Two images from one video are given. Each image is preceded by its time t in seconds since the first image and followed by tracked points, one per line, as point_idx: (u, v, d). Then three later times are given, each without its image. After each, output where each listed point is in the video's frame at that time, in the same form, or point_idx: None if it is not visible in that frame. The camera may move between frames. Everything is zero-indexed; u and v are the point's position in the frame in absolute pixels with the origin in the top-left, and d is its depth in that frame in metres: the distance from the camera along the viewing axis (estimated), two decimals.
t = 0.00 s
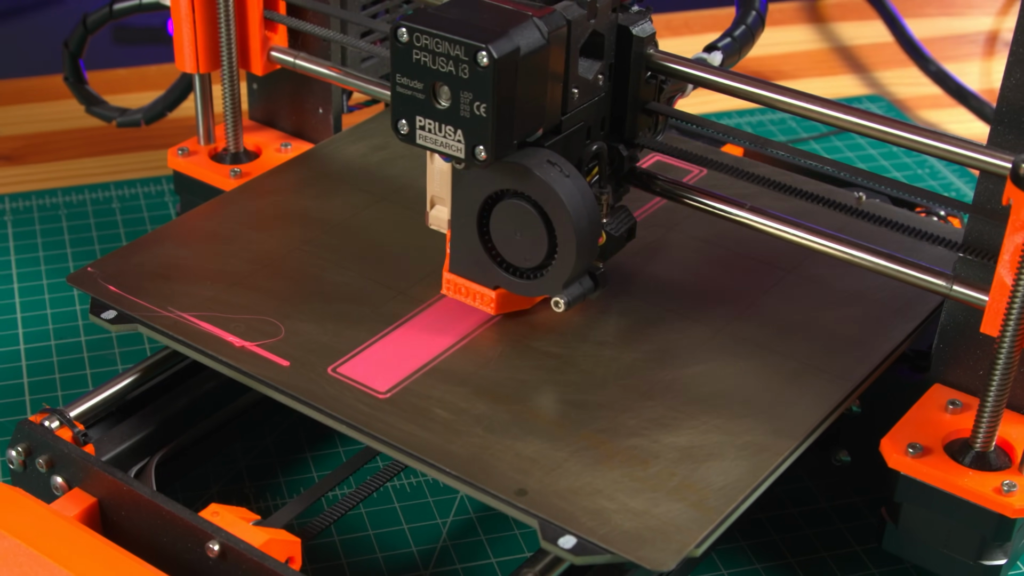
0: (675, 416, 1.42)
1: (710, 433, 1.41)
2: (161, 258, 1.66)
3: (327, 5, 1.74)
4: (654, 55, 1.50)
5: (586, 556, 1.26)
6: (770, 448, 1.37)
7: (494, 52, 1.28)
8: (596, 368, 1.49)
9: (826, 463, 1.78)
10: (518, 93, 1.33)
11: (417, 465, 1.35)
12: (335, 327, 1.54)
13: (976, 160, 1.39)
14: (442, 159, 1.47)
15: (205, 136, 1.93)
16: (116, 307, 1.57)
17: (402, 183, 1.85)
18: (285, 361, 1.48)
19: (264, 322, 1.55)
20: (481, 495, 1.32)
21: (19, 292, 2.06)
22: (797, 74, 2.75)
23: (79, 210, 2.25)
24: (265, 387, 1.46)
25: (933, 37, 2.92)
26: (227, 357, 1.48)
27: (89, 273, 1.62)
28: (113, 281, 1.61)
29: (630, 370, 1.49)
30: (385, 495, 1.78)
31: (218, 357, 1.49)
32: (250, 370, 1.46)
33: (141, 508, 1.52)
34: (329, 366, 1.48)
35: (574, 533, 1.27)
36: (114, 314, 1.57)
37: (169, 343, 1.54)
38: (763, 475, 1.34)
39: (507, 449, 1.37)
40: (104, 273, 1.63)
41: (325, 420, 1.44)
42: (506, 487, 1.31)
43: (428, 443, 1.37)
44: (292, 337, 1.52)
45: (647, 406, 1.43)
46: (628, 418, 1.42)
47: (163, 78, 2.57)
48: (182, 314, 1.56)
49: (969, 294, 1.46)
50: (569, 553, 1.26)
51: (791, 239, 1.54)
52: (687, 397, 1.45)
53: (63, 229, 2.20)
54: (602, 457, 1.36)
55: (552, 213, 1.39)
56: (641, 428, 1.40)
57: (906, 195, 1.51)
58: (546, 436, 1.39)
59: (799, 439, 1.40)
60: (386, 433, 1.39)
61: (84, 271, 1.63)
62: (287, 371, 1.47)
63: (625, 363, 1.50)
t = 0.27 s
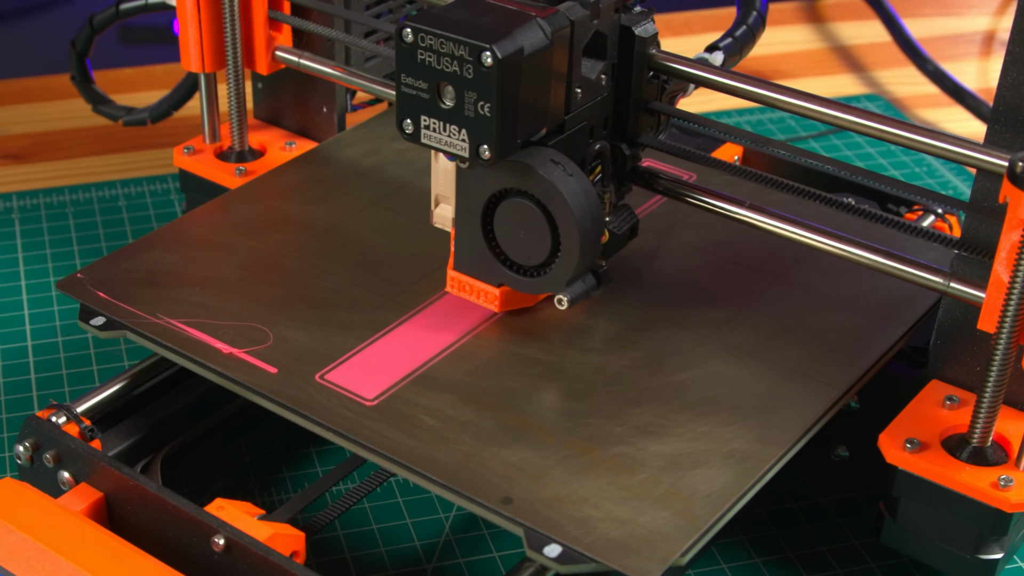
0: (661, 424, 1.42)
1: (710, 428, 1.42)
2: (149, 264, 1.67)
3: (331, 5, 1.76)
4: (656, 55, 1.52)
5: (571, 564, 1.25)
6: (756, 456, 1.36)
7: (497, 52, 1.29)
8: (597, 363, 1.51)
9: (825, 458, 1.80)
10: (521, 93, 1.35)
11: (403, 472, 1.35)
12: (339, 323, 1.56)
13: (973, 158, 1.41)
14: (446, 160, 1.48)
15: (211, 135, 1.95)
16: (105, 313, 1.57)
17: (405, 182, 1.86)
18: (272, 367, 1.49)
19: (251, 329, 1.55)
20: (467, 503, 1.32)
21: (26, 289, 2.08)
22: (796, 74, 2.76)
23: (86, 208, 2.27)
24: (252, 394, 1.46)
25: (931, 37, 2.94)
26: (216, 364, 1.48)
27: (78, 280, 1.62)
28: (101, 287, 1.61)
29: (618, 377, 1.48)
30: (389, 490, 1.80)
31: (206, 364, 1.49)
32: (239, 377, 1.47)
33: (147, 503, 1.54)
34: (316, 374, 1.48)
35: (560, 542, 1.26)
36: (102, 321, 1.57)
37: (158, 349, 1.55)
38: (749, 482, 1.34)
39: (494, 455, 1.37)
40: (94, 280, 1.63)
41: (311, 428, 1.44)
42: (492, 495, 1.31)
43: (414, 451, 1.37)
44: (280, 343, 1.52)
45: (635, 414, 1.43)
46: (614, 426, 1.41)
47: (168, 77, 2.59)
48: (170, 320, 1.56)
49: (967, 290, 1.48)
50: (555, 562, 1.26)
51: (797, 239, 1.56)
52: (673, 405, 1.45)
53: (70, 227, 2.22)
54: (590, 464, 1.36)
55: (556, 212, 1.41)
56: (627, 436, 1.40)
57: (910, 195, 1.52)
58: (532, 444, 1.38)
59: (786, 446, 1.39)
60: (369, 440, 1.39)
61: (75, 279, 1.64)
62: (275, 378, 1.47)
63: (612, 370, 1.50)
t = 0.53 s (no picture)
0: (647, 431, 1.41)
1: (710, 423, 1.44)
2: (139, 270, 1.66)
3: (335, 5, 1.78)
4: (659, 55, 1.54)
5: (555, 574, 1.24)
6: (744, 464, 1.36)
7: (503, 53, 1.31)
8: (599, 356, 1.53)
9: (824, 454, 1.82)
10: (527, 93, 1.36)
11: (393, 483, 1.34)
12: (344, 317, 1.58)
13: (969, 156, 1.43)
14: (451, 159, 1.51)
15: (216, 133, 1.97)
16: (91, 320, 1.57)
17: (408, 180, 1.88)
18: (260, 375, 1.48)
19: (238, 336, 1.54)
20: (453, 512, 1.31)
21: (34, 285, 2.10)
22: (795, 73, 2.78)
23: (93, 206, 2.29)
24: (239, 402, 1.45)
25: (929, 36, 2.95)
26: (203, 372, 1.48)
27: (67, 286, 1.61)
28: (90, 294, 1.61)
29: (603, 385, 1.48)
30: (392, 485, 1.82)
31: (193, 371, 1.48)
32: (225, 386, 1.46)
33: (153, 498, 1.55)
34: (302, 381, 1.47)
35: (545, 552, 1.26)
36: (90, 328, 1.57)
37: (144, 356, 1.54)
38: (734, 491, 1.33)
39: (478, 464, 1.36)
40: (81, 286, 1.62)
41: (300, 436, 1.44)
42: (477, 504, 1.31)
43: (402, 460, 1.37)
44: (267, 350, 1.52)
45: (620, 422, 1.43)
46: (601, 433, 1.41)
47: (174, 77, 2.61)
48: (158, 327, 1.55)
49: (964, 287, 1.50)
50: (539, 572, 1.25)
51: (786, 234, 1.58)
52: (658, 413, 1.44)
53: (77, 224, 2.24)
54: (575, 473, 1.35)
55: (560, 210, 1.43)
56: (612, 444, 1.39)
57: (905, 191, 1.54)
58: (518, 453, 1.38)
59: (772, 454, 1.39)
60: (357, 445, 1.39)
61: (63, 285, 1.63)
62: (261, 386, 1.46)
63: (598, 377, 1.49)
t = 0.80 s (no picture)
0: (637, 438, 1.43)
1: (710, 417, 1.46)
2: (129, 276, 1.68)
3: (340, 5, 1.79)
4: (662, 55, 1.56)
5: None
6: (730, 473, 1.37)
7: (508, 53, 1.33)
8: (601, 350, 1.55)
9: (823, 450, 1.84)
10: (530, 92, 1.38)
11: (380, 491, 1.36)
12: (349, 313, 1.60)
13: (967, 155, 1.44)
14: (456, 157, 1.54)
15: (222, 132, 1.99)
16: (81, 326, 1.58)
17: (411, 179, 1.90)
18: (248, 382, 1.50)
19: (227, 342, 1.56)
20: (440, 520, 1.32)
21: (42, 282, 2.13)
22: (794, 72, 2.80)
23: (100, 204, 2.31)
24: (227, 408, 1.47)
25: (926, 36, 2.97)
26: (191, 378, 1.50)
27: (57, 292, 1.63)
28: (81, 300, 1.62)
29: (590, 393, 1.49)
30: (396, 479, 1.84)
31: (181, 378, 1.50)
32: (213, 392, 1.48)
33: (160, 493, 1.57)
34: (290, 388, 1.49)
35: (531, 560, 1.27)
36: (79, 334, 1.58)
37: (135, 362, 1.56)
38: (720, 500, 1.35)
39: (465, 471, 1.38)
40: (72, 293, 1.64)
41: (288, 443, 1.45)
42: (464, 512, 1.32)
43: (387, 467, 1.38)
44: (256, 357, 1.54)
45: (608, 429, 1.44)
46: (588, 440, 1.42)
47: (182, 77, 2.62)
48: (148, 333, 1.57)
49: (962, 284, 1.51)
50: None
51: (785, 230, 1.60)
52: (646, 420, 1.46)
53: (84, 222, 2.26)
54: (561, 480, 1.37)
55: (564, 209, 1.44)
56: (601, 451, 1.41)
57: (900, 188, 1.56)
58: (506, 460, 1.39)
59: (760, 461, 1.40)
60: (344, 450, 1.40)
61: (53, 291, 1.64)
62: (249, 392, 1.48)
63: (587, 383, 1.51)
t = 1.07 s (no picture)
0: (624, 446, 1.43)
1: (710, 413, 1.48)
2: (119, 281, 1.69)
3: (344, 5, 1.81)
4: (663, 55, 1.58)
5: None
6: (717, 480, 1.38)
7: (511, 53, 1.35)
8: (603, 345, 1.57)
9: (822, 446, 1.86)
10: (534, 92, 1.40)
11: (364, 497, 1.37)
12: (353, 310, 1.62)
13: (964, 153, 1.47)
14: (459, 156, 1.56)
15: (227, 131, 2.01)
16: (72, 332, 1.60)
17: (414, 178, 1.92)
18: (235, 388, 1.51)
19: (216, 348, 1.57)
20: (427, 528, 1.33)
21: (49, 279, 2.15)
22: (794, 72, 2.81)
23: (107, 202, 2.33)
24: (215, 416, 1.48)
25: (924, 36, 2.98)
26: (179, 385, 1.51)
27: (46, 297, 1.64)
28: (70, 306, 1.63)
29: (580, 400, 1.50)
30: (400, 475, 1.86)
31: (170, 385, 1.51)
32: (201, 399, 1.49)
33: (166, 487, 1.59)
34: (279, 395, 1.50)
35: (516, 569, 1.28)
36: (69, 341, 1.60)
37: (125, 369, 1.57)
38: (708, 507, 1.36)
39: (451, 479, 1.39)
40: (61, 298, 1.65)
41: (275, 450, 1.46)
42: (451, 521, 1.33)
43: (374, 475, 1.39)
44: (245, 363, 1.55)
45: (596, 436, 1.45)
46: (576, 448, 1.43)
47: (187, 75, 2.65)
48: (138, 340, 1.58)
49: (959, 281, 1.54)
50: None
51: (788, 230, 1.63)
52: (634, 427, 1.46)
53: (91, 219, 2.29)
54: (549, 488, 1.37)
55: (567, 208, 1.46)
56: (589, 459, 1.41)
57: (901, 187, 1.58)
58: (493, 468, 1.40)
59: (746, 468, 1.41)
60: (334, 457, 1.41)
61: (43, 295, 1.66)
62: (238, 399, 1.49)
63: (576, 390, 1.51)
